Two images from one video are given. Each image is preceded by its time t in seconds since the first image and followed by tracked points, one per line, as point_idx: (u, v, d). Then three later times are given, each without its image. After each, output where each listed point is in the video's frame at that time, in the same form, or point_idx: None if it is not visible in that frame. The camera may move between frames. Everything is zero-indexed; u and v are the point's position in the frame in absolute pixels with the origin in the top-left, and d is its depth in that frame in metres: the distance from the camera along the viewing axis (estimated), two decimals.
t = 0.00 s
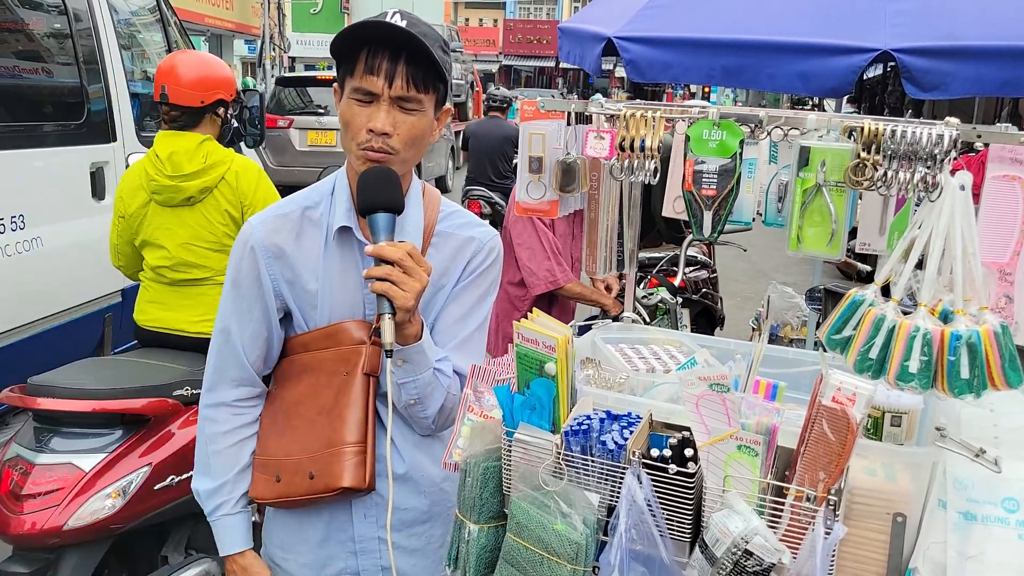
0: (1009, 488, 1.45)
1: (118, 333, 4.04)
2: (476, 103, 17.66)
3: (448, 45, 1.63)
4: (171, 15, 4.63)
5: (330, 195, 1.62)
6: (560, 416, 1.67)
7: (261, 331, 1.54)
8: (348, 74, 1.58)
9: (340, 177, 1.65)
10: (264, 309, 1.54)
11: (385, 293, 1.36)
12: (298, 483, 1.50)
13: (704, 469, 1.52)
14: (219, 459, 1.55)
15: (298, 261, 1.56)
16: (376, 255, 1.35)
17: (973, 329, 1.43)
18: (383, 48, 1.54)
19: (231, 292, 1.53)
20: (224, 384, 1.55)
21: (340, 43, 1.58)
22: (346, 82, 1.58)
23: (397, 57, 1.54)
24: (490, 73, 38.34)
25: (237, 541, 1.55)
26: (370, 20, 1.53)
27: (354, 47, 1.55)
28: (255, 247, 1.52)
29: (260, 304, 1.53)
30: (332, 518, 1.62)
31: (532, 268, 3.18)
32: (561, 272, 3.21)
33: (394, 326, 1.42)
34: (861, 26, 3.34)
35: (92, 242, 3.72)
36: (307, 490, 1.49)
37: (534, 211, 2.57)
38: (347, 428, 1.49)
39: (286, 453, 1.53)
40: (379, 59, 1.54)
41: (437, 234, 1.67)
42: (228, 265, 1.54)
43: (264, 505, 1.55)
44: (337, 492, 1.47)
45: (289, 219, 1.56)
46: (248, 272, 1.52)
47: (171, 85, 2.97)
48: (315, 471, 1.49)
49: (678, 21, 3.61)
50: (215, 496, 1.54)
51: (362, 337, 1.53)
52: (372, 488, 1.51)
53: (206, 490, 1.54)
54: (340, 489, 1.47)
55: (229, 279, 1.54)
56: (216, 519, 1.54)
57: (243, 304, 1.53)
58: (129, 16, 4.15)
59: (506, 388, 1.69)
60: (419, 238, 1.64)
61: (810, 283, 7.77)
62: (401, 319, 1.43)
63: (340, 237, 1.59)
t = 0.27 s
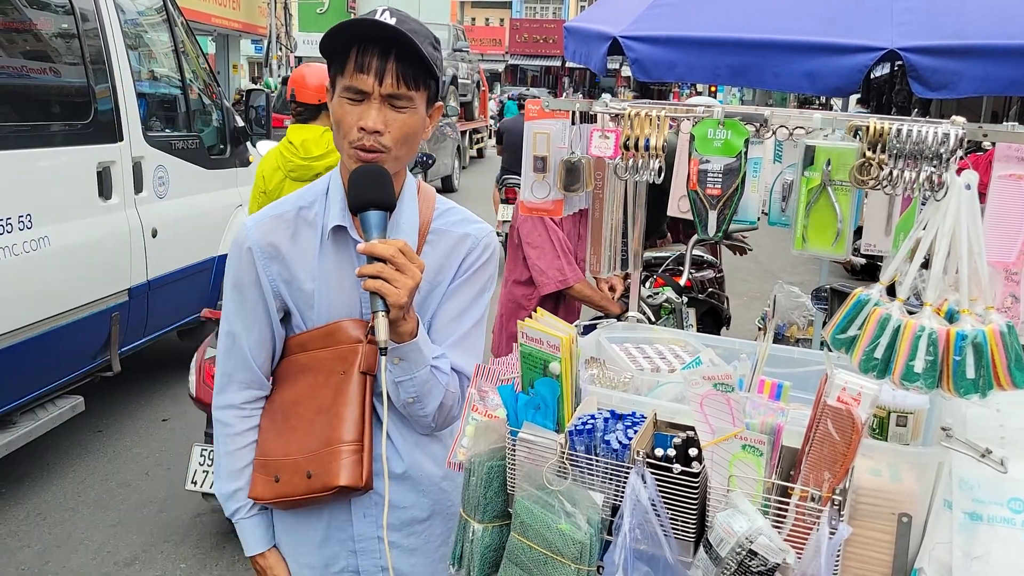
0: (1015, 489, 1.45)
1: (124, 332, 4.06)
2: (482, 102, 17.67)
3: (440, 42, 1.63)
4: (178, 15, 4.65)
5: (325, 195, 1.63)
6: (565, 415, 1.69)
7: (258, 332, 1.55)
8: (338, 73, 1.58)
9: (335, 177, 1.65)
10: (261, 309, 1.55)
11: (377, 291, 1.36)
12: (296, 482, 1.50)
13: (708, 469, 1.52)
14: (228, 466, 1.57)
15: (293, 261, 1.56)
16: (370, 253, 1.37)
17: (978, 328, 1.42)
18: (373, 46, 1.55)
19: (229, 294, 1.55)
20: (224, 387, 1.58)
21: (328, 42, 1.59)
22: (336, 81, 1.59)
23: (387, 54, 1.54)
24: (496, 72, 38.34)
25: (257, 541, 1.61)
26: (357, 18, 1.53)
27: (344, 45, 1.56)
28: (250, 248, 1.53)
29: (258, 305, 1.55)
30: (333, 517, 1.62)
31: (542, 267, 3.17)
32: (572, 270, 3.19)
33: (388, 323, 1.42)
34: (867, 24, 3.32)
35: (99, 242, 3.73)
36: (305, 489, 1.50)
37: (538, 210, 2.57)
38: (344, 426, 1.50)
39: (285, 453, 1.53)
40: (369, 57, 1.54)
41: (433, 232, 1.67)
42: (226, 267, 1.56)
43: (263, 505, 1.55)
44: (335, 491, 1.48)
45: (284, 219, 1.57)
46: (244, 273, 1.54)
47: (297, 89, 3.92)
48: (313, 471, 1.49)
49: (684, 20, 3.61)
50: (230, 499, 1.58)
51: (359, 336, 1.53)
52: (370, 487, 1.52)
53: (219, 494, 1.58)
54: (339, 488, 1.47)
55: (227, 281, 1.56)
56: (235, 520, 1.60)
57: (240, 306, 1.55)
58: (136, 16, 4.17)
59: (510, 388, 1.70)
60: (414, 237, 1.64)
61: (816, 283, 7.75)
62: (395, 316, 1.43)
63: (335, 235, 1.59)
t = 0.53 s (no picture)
0: (1018, 487, 1.44)
1: (126, 331, 4.06)
2: (485, 101, 17.69)
3: (427, 37, 1.64)
4: (180, 15, 4.65)
5: (317, 194, 1.62)
6: (566, 413, 1.68)
7: (251, 332, 1.54)
8: (325, 69, 1.59)
9: (327, 175, 1.65)
10: (254, 309, 1.54)
11: (361, 289, 1.36)
12: (293, 481, 1.50)
13: (709, 468, 1.51)
14: (212, 475, 1.49)
15: (287, 260, 1.56)
16: (353, 251, 1.36)
17: (980, 326, 1.42)
18: (358, 41, 1.56)
19: (218, 293, 1.53)
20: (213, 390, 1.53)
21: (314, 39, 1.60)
22: (324, 78, 1.60)
23: (373, 49, 1.55)
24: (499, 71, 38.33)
25: (246, 549, 1.49)
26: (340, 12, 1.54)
27: (329, 42, 1.57)
28: (243, 248, 1.52)
29: (249, 304, 1.53)
30: (327, 515, 1.59)
31: (553, 266, 3.15)
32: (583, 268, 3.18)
33: (371, 321, 1.44)
34: (870, 23, 3.31)
35: (101, 240, 3.73)
36: (301, 488, 1.50)
37: (539, 208, 2.57)
38: (340, 424, 1.50)
39: (281, 451, 1.53)
40: (354, 52, 1.55)
41: (425, 229, 1.66)
42: (217, 267, 1.54)
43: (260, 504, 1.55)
44: (331, 490, 1.48)
45: (278, 218, 1.56)
46: (237, 274, 1.53)
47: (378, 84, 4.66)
48: (309, 469, 1.50)
49: (686, 19, 3.60)
50: (214, 508, 1.48)
51: (353, 334, 1.53)
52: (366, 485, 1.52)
53: (200, 505, 1.48)
54: (334, 486, 1.47)
55: (216, 280, 1.53)
56: (218, 532, 1.48)
57: (232, 306, 1.53)
58: (138, 15, 4.17)
59: (511, 386, 1.70)
60: (406, 235, 1.63)
61: (819, 282, 7.74)
62: (380, 314, 1.43)
63: (328, 233, 1.60)
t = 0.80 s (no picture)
0: (1019, 485, 1.43)
1: (130, 330, 4.07)
2: (488, 100, 17.69)
3: (422, 34, 1.64)
4: (183, 14, 4.66)
5: (315, 192, 1.63)
6: (566, 411, 1.68)
7: (256, 331, 1.53)
8: (320, 66, 1.60)
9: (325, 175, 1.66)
10: (257, 307, 1.53)
11: (343, 286, 1.35)
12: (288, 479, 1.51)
13: (709, 465, 1.51)
14: (244, 458, 1.46)
15: (287, 258, 1.57)
16: (338, 245, 1.36)
17: (981, 324, 1.41)
18: (353, 39, 1.56)
19: (220, 291, 1.53)
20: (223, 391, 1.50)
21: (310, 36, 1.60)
22: (320, 75, 1.60)
23: (367, 46, 1.55)
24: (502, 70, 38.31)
25: (299, 511, 1.44)
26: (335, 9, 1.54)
27: (325, 39, 1.57)
28: (241, 245, 1.53)
29: (251, 301, 1.53)
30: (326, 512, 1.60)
31: (554, 267, 3.16)
32: (584, 271, 3.19)
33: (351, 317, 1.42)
34: (872, 21, 3.31)
35: (105, 240, 3.74)
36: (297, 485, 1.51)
37: (540, 206, 2.56)
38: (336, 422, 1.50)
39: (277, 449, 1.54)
40: (349, 49, 1.55)
41: (422, 227, 1.67)
42: (218, 266, 1.54)
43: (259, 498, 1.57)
44: (327, 486, 1.49)
45: (277, 216, 1.57)
46: (238, 272, 1.52)
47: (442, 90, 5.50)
48: (304, 466, 1.51)
49: (688, 18, 3.60)
50: (258, 484, 1.44)
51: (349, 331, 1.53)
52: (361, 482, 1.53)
53: (242, 486, 1.45)
54: (329, 483, 1.48)
55: (217, 279, 1.54)
56: (267, 509, 1.44)
57: (235, 305, 1.52)
58: (142, 15, 4.18)
59: (512, 384, 1.71)
60: (402, 233, 1.63)
61: (822, 281, 7.73)
62: (363, 313, 1.40)
63: (326, 231, 1.61)
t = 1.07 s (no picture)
0: (1018, 483, 1.42)
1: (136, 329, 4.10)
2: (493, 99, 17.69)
3: (422, 32, 1.64)
4: (188, 15, 4.68)
5: (318, 192, 1.64)
6: (566, 409, 1.68)
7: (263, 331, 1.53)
8: (321, 65, 1.61)
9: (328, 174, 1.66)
10: (262, 307, 1.54)
11: (352, 286, 1.36)
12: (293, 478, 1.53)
13: (708, 463, 1.51)
14: (256, 457, 1.48)
15: (290, 258, 1.58)
16: (345, 246, 1.36)
17: (980, 321, 1.42)
18: (352, 37, 1.57)
19: (225, 291, 1.54)
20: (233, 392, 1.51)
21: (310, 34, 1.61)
22: (320, 74, 1.62)
23: (366, 44, 1.56)
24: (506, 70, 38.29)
25: (311, 511, 1.46)
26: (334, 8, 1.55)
27: (324, 37, 1.59)
28: (245, 245, 1.54)
29: (255, 301, 1.53)
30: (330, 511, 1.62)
31: (548, 265, 3.18)
32: (578, 269, 3.19)
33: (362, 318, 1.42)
34: (875, 19, 3.31)
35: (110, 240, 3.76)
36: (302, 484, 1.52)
37: (540, 205, 2.57)
38: (341, 422, 1.52)
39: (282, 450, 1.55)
40: (348, 48, 1.56)
41: (425, 227, 1.67)
42: (222, 266, 1.55)
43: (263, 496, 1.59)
44: (333, 485, 1.50)
45: (280, 217, 1.58)
46: (241, 271, 1.53)
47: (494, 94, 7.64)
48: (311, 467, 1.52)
49: (691, 16, 3.60)
50: (269, 485, 1.46)
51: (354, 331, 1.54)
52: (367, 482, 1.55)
53: (253, 485, 1.46)
54: (337, 482, 1.50)
55: (223, 280, 1.55)
56: (280, 508, 1.46)
57: (241, 305, 1.53)
58: (146, 16, 4.20)
59: (512, 383, 1.72)
60: (405, 233, 1.64)
61: (826, 280, 7.72)
62: (371, 314, 1.41)
63: (329, 231, 1.61)
